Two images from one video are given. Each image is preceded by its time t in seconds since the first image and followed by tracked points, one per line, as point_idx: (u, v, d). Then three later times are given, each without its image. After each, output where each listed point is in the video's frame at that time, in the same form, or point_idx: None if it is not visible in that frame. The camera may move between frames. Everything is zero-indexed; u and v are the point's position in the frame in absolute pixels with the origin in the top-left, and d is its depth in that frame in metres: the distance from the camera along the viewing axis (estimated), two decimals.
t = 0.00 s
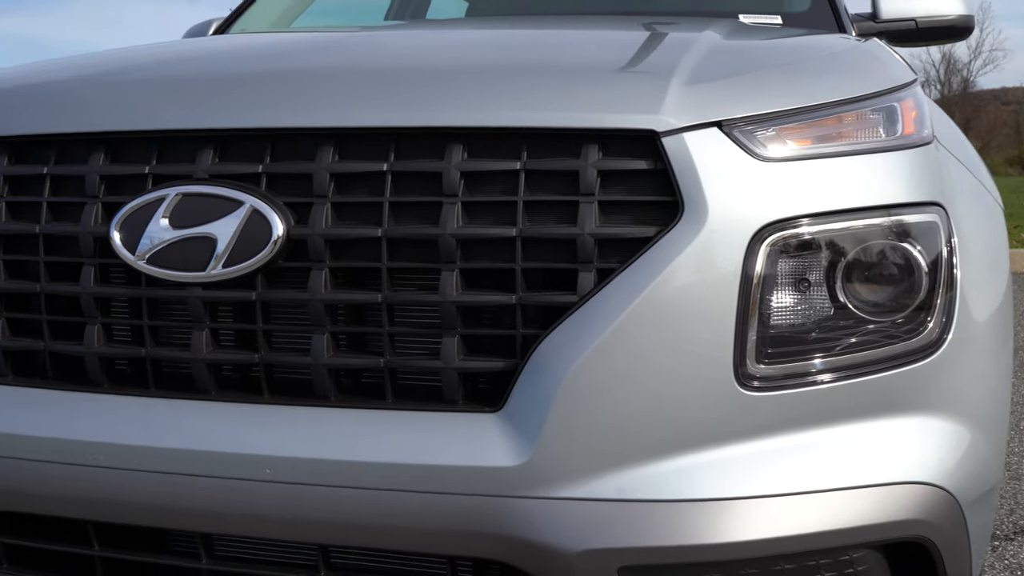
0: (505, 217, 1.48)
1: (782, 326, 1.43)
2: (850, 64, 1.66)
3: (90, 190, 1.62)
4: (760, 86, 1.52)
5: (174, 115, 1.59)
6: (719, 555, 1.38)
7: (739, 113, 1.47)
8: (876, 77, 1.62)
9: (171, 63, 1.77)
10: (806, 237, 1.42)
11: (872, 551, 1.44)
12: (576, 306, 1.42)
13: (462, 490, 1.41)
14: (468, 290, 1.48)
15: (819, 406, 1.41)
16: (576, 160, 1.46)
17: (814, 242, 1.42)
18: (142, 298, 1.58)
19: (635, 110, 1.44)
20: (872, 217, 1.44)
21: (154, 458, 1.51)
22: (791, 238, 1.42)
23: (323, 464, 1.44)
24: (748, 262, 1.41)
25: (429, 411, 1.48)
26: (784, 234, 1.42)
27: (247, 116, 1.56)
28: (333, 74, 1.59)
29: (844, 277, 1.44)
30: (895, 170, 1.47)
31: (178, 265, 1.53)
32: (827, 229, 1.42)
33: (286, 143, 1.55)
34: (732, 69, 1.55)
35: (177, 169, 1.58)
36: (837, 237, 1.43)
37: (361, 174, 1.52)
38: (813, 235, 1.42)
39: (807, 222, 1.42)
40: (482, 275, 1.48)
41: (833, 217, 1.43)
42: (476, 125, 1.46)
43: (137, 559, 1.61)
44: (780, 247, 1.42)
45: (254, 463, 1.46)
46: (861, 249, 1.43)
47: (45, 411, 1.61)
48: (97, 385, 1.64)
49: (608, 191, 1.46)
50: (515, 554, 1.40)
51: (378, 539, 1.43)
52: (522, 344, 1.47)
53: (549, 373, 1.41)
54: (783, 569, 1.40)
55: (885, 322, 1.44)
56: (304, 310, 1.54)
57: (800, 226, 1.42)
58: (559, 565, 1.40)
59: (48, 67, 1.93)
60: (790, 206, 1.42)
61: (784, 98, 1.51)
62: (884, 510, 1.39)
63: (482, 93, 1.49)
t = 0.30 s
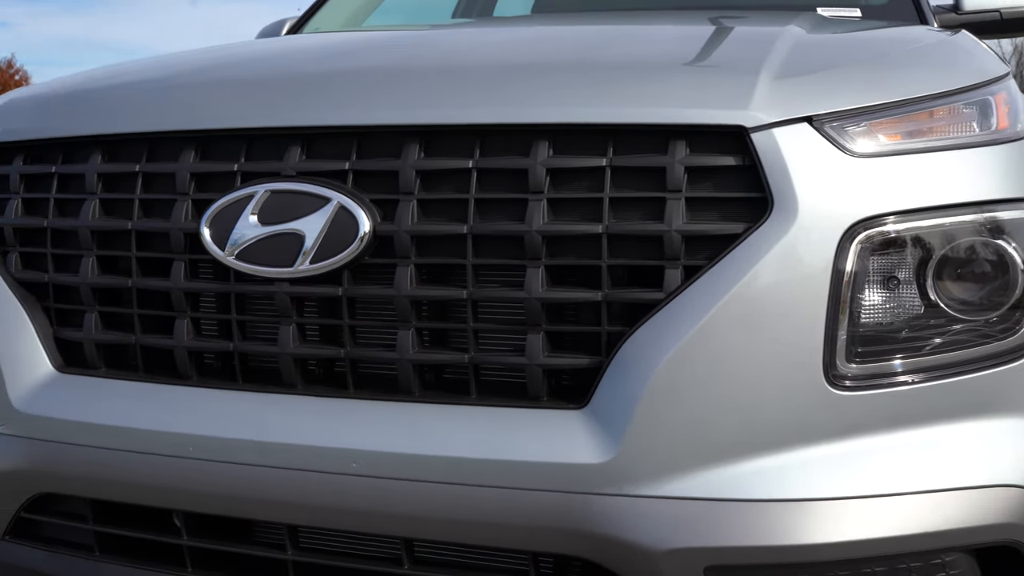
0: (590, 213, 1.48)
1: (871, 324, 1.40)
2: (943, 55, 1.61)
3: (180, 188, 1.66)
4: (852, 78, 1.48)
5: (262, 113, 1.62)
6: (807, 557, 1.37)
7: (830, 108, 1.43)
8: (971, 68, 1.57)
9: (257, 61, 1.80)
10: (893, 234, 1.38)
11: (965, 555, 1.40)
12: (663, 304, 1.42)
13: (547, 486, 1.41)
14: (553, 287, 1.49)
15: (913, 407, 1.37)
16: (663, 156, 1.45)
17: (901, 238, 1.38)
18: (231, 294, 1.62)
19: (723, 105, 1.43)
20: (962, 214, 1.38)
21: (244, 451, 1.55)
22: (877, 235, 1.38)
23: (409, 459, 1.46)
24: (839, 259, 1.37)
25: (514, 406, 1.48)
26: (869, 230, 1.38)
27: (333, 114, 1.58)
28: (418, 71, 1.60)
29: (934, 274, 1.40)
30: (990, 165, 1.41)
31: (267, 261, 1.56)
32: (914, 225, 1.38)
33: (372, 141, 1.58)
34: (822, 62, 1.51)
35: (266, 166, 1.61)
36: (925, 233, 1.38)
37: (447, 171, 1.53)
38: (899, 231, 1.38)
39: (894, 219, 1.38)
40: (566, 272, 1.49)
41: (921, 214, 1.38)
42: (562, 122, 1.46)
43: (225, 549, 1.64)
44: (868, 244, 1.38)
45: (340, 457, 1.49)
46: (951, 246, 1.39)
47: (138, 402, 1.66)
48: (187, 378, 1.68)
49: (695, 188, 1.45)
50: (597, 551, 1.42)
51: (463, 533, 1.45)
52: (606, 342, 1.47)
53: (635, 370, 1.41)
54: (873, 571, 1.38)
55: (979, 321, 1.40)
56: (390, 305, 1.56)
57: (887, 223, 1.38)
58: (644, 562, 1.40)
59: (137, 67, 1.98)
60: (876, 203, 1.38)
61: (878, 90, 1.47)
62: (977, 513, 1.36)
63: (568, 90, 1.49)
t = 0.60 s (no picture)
0: (641, 213, 1.48)
1: (926, 324, 1.38)
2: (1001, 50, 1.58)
3: (232, 188, 1.68)
4: (907, 76, 1.46)
5: (313, 115, 1.64)
6: (859, 558, 1.35)
7: (884, 106, 1.41)
8: None
9: (307, 63, 1.82)
10: (945, 233, 1.36)
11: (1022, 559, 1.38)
12: (714, 303, 1.41)
13: (596, 485, 1.41)
14: (603, 287, 1.49)
15: (968, 408, 1.36)
16: (714, 155, 1.44)
17: (953, 238, 1.36)
18: (282, 293, 1.64)
19: (776, 104, 1.42)
20: (1016, 212, 1.36)
21: (294, 448, 1.56)
22: (928, 235, 1.35)
23: (457, 457, 1.47)
24: (893, 260, 1.35)
25: (563, 407, 1.49)
26: (920, 231, 1.35)
27: (384, 115, 1.59)
28: (467, 72, 1.60)
29: (989, 274, 1.37)
30: None
31: (317, 260, 1.58)
32: (967, 225, 1.35)
33: (421, 141, 1.59)
34: (876, 60, 1.50)
35: (317, 167, 1.63)
36: (978, 233, 1.35)
37: (496, 171, 1.54)
38: (952, 230, 1.35)
39: (946, 218, 1.35)
40: (616, 271, 1.49)
41: (974, 213, 1.35)
42: (612, 121, 1.46)
43: (274, 546, 1.66)
44: (921, 244, 1.36)
45: (390, 455, 1.50)
46: (1006, 245, 1.36)
47: (189, 400, 1.68)
48: (237, 376, 1.70)
49: (746, 187, 1.44)
50: (646, 551, 1.41)
51: (512, 533, 1.45)
52: (656, 341, 1.46)
53: (685, 370, 1.40)
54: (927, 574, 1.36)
55: None
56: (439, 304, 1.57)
57: (939, 223, 1.35)
58: (693, 562, 1.39)
59: (189, 69, 2.01)
60: (930, 202, 1.35)
61: (933, 87, 1.45)
62: None
63: (618, 90, 1.49)
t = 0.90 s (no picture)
0: (668, 208, 1.47)
1: (956, 321, 1.37)
2: None
3: (256, 183, 1.69)
4: (938, 69, 1.45)
5: (339, 110, 1.64)
6: (889, 556, 1.34)
7: (916, 99, 1.39)
8: None
9: (331, 58, 1.82)
10: (973, 230, 1.34)
11: None
12: (742, 298, 1.40)
13: (622, 481, 1.41)
14: (629, 282, 1.48)
15: (997, 404, 1.35)
16: (743, 150, 1.44)
17: (981, 235, 1.34)
18: (307, 289, 1.64)
19: (805, 97, 1.41)
20: None
21: (319, 443, 1.56)
22: (956, 231, 1.34)
23: (483, 453, 1.46)
24: (924, 258, 1.34)
25: (589, 401, 1.49)
26: (946, 228, 1.34)
27: (409, 110, 1.59)
28: (492, 66, 1.60)
29: (1019, 271, 1.36)
30: None
31: (342, 256, 1.58)
32: (995, 221, 1.34)
33: (447, 136, 1.59)
34: (905, 54, 1.48)
35: (343, 162, 1.63)
36: (1006, 229, 1.34)
37: (523, 166, 1.53)
38: (980, 227, 1.34)
39: (974, 215, 1.34)
40: (642, 267, 1.49)
41: (1002, 209, 1.34)
42: (639, 116, 1.46)
43: (299, 541, 1.66)
44: (951, 241, 1.34)
45: (416, 450, 1.50)
46: None
47: (214, 395, 1.68)
48: (262, 371, 1.70)
49: (775, 182, 1.44)
50: (673, 547, 1.41)
51: (538, 528, 1.45)
52: (684, 337, 1.46)
53: (712, 366, 1.39)
54: (958, 573, 1.34)
55: None
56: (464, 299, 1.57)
57: (967, 219, 1.34)
58: (721, 558, 1.39)
59: (212, 65, 2.01)
60: (960, 198, 1.34)
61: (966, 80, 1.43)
62: None
63: (646, 84, 1.48)
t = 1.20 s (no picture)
0: (702, 200, 1.46)
1: (993, 317, 1.34)
2: None
3: (288, 171, 1.69)
4: (980, 60, 1.42)
5: (371, 98, 1.64)
6: (920, 553, 1.32)
7: (956, 91, 1.37)
8: None
9: (362, 47, 1.82)
10: (1009, 225, 1.32)
11: None
12: (776, 291, 1.39)
13: (651, 474, 1.40)
14: (662, 274, 1.47)
15: None
16: (779, 141, 1.42)
17: (1017, 230, 1.32)
18: (337, 277, 1.64)
19: (843, 89, 1.39)
20: None
21: (347, 431, 1.57)
22: (991, 226, 1.32)
23: (512, 443, 1.46)
24: (960, 253, 1.32)
25: (619, 393, 1.48)
26: (981, 224, 1.32)
27: (442, 98, 1.58)
28: (525, 55, 1.59)
29: None
30: None
31: (373, 244, 1.58)
32: None
33: (480, 125, 1.58)
34: (946, 44, 1.46)
35: (374, 150, 1.63)
36: None
37: (556, 156, 1.53)
38: (1017, 222, 1.32)
39: (1010, 209, 1.32)
40: (674, 258, 1.48)
41: None
42: (673, 106, 1.45)
43: (326, 528, 1.66)
44: (987, 237, 1.32)
45: (444, 440, 1.50)
46: None
47: (243, 382, 1.69)
48: (291, 359, 1.70)
49: (811, 174, 1.42)
50: (702, 541, 1.40)
51: (565, 519, 1.44)
52: (716, 329, 1.45)
53: (744, 360, 1.38)
54: (991, 571, 1.33)
55: None
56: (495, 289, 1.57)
57: (1002, 214, 1.32)
58: (751, 553, 1.38)
59: (244, 53, 2.02)
60: (998, 192, 1.32)
61: (1009, 70, 1.40)
62: None
63: (681, 74, 1.47)
